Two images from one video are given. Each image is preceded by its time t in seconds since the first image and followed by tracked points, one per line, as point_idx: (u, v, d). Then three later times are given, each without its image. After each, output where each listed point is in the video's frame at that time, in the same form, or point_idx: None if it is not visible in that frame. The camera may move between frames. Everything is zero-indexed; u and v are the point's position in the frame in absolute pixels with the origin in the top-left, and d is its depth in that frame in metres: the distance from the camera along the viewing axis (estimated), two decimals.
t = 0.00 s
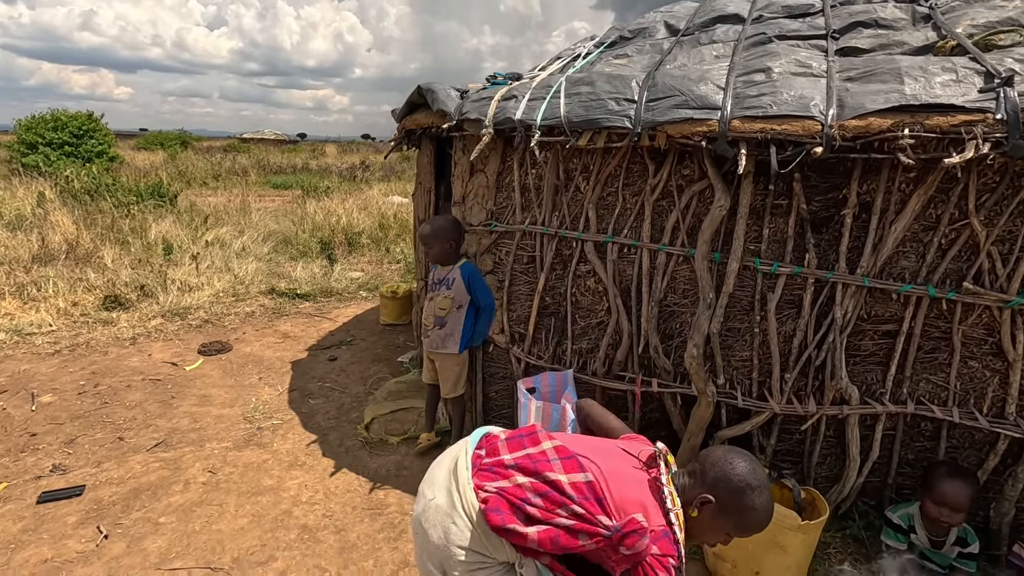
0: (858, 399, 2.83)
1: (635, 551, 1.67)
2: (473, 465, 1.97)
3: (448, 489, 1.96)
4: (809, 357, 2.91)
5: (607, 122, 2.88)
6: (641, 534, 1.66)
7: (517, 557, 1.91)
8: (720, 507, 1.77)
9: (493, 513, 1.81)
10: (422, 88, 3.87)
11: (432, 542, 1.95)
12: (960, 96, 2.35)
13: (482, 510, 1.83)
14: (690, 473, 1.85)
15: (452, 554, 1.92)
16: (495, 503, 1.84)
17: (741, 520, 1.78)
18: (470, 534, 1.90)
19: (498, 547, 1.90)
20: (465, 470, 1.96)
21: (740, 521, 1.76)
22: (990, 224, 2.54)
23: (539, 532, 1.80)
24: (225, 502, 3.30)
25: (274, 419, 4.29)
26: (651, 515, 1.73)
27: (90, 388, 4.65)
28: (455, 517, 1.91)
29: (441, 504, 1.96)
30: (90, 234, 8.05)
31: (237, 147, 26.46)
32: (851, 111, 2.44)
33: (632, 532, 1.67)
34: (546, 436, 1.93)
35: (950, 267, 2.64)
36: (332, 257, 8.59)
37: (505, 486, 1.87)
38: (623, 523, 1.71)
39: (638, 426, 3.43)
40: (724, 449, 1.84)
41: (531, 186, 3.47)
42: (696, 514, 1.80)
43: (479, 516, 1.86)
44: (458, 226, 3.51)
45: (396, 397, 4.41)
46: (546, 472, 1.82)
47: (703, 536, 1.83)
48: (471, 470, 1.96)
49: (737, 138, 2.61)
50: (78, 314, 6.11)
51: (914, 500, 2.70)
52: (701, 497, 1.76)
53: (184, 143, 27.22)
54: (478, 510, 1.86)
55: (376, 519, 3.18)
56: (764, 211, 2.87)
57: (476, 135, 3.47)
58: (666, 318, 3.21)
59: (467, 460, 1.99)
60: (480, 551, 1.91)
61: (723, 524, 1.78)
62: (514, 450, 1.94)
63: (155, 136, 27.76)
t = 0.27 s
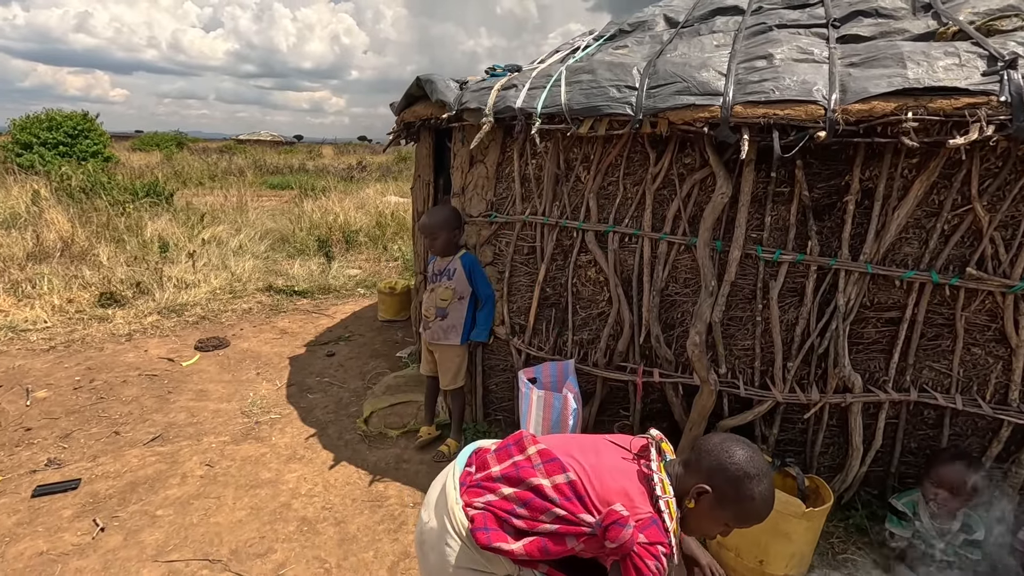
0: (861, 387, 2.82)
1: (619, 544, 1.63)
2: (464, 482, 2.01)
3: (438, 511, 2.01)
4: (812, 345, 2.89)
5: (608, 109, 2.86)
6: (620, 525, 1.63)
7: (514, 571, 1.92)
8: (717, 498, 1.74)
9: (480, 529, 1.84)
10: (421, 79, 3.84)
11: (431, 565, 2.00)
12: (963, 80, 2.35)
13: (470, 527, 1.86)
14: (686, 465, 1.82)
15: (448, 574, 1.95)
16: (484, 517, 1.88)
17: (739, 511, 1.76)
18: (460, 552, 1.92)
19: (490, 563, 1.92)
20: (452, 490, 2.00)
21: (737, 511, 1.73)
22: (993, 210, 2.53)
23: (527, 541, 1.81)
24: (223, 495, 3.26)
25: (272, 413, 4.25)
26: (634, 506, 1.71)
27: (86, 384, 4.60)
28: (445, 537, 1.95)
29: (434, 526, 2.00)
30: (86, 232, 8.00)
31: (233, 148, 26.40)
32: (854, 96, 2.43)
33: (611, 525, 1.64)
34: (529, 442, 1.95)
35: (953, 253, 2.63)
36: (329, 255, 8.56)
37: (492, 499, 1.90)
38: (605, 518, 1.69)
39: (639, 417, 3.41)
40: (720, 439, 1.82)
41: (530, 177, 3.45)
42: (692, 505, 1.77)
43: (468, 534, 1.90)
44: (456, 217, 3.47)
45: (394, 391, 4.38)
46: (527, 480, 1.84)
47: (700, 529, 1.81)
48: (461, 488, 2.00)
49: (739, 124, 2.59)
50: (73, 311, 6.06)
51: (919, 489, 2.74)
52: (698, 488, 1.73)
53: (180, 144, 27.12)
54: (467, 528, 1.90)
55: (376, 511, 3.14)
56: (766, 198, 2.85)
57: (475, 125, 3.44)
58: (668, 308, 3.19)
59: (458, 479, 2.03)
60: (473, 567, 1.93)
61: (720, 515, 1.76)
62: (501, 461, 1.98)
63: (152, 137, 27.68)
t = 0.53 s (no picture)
0: (861, 376, 2.87)
1: (617, 530, 1.66)
2: (468, 469, 2.05)
3: (442, 495, 2.07)
4: (813, 335, 2.95)
5: (611, 105, 2.92)
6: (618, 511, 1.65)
7: (513, 554, 1.96)
8: (722, 502, 1.75)
9: (480, 511, 1.88)
10: (424, 78, 3.89)
11: (434, 546, 2.07)
12: (959, 74, 2.41)
13: (471, 510, 1.90)
14: (691, 468, 1.83)
15: (449, 555, 2.01)
16: (484, 502, 1.91)
17: (742, 516, 1.76)
18: (461, 535, 1.98)
19: (490, 546, 1.97)
20: (456, 477, 2.05)
21: (741, 516, 1.74)
22: (989, 201, 2.60)
23: (526, 525, 1.84)
24: (231, 489, 3.29)
25: (277, 410, 4.28)
26: (633, 494, 1.73)
27: (90, 382, 4.62)
28: (447, 519, 2.01)
29: (438, 509, 2.07)
30: (85, 234, 8.01)
31: (229, 151, 26.39)
32: (853, 90, 2.49)
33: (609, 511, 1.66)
34: (533, 432, 1.98)
35: (950, 244, 2.69)
36: (329, 255, 8.59)
37: (493, 486, 1.93)
38: (604, 506, 1.72)
39: (643, 409, 3.45)
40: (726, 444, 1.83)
41: (534, 174, 3.50)
42: (697, 510, 1.78)
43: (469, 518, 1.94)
44: (461, 213, 3.53)
45: (398, 388, 4.41)
46: (528, 467, 1.87)
47: (702, 532, 1.81)
48: (465, 474, 2.04)
49: (741, 119, 2.65)
50: (75, 311, 6.07)
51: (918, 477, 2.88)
52: (704, 492, 1.73)
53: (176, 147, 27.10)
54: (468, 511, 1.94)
55: (383, 503, 3.18)
56: (766, 192, 2.91)
57: (479, 122, 3.49)
58: (671, 301, 3.24)
59: (463, 466, 2.07)
60: (473, 550, 1.99)
61: (724, 519, 1.76)
62: (504, 450, 2.00)
63: (147, 141, 27.66)
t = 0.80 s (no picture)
0: (842, 355, 3.01)
1: (615, 510, 1.74)
2: (474, 440, 2.17)
3: (447, 462, 2.17)
4: (796, 317, 3.08)
5: (602, 97, 3.03)
6: (616, 493, 1.75)
7: (511, 523, 2.07)
8: (716, 496, 1.87)
9: (483, 480, 2.00)
10: (418, 73, 3.98)
11: (435, 509, 2.16)
12: (929, 65, 2.54)
13: (474, 479, 2.02)
14: (687, 463, 1.95)
15: (450, 517, 2.11)
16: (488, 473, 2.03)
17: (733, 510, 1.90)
18: (463, 499, 2.08)
19: (491, 511, 2.07)
20: (462, 445, 2.14)
21: (732, 510, 1.88)
22: (960, 186, 2.74)
23: (526, 497, 1.96)
24: (234, 474, 3.36)
25: (276, 400, 4.36)
26: (631, 479, 1.84)
27: (89, 376, 4.67)
28: (450, 484, 2.11)
29: (441, 475, 2.16)
30: (77, 233, 8.00)
31: (216, 151, 26.26)
32: (830, 81, 2.62)
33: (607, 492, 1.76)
34: (539, 412, 2.09)
35: (923, 228, 2.83)
36: (322, 252, 8.65)
37: (497, 459, 2.05)
38: (602, 487, 1.82)
39: (634, 392, 3.57)
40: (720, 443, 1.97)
41: (527, 165, 3.61)
42: (692, 502, 1.90)
43: (471, 484, 2.04)
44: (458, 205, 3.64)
45: (395, 378, 4.50)
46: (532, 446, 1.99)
47: (693, 524, 1.93)
48: (471, 445, 2.15)
49: (725, 109, 2.77)
50: (70, 308, 6.10)
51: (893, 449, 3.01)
52: (700, 485, 1.86)
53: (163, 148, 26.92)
54: (471, 479, 2.05)
55: (384, 486, 3.27)
56: (751, 180, 3.03)
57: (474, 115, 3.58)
58: (660, 287, 3.36)
59: (468, 437, 2.18)
60: (474, 515, 2.10)
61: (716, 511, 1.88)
62: (510, 426, 2.13)
63: (136, 141, 27.56)
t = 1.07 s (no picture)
0: (796, 327, 3.26)
1: (601, 480, 1.93)
2: (472, 408, 2.34)
3: (447, 425, 2.33)
4: (754, 294, 3.33)
5: (571, 90, 3.21)
6: (604, 464, 1.93)
7: (500, 485, 2.21)
8: (691, 478, 2.10)
9: (480, 444, 2.16)
10: (395, 68, 4.11)
11: (433, 467, 2.32)
12: (867, 59, 2.79)
13: (471, 442, 2.18)
14: (666, 449, 2.17)
15: (445, 476, 2.27)
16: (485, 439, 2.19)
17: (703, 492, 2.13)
18: (457, 459, 2.23)
19: (483, 473, 2.21)
20: (461, 412, 2.32)
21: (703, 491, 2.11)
22: (897, 170, 3.00)
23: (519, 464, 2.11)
24: (226, 459, 3.48)
25: (262, 389, 4.46)
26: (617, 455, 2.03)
27: (71, 372, 4.71)
28: (448, 444, 2.27)
29: (441, 436, 2.32)
30: (47, 232, 7.91)
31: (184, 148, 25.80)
32: (780, 74, 2.85)
33: (596, 462, 1.94)
34: (535, 388, 2.27)
35: (866, 208, 3.09)
36: (300, 247, 8.70)
37: (494, 427, 2.22)
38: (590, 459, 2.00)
39: (608, 370, 3.78)
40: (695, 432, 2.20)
41: (502, 156, 3.78)
42: (668, 483, 2.12)
43: (467, 447, 2.20)
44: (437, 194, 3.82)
45: (379, 365, 4.64)
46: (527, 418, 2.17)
47: (667, 503, 2.15)
48: (469, 413, 2.32)
49: (685, 101, 2.98)
50: (46, 307, 6.08)
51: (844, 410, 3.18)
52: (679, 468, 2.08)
53: (128, 145, 26.32)
54: (468, 442, 2.21)
55: (372, 464, 3.43)
56: (711, 167, 3.26)
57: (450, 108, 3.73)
58: (630, 269, 3.58)
59: (467, 405, 2.35)
60: (467, 475, 2.24)
61: (690, 492, 2.11)
62: (506, 399, 2.31)
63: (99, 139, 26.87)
